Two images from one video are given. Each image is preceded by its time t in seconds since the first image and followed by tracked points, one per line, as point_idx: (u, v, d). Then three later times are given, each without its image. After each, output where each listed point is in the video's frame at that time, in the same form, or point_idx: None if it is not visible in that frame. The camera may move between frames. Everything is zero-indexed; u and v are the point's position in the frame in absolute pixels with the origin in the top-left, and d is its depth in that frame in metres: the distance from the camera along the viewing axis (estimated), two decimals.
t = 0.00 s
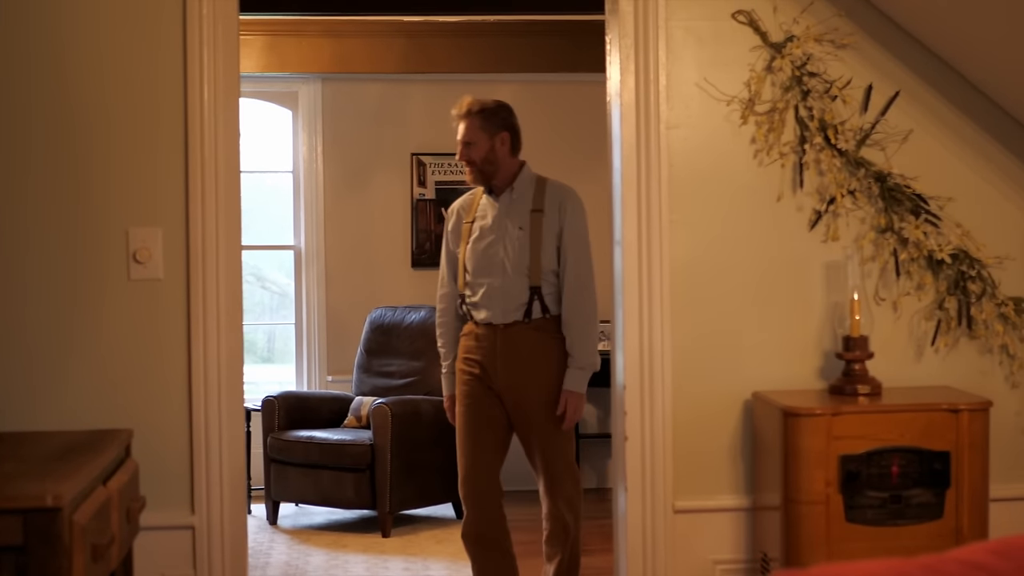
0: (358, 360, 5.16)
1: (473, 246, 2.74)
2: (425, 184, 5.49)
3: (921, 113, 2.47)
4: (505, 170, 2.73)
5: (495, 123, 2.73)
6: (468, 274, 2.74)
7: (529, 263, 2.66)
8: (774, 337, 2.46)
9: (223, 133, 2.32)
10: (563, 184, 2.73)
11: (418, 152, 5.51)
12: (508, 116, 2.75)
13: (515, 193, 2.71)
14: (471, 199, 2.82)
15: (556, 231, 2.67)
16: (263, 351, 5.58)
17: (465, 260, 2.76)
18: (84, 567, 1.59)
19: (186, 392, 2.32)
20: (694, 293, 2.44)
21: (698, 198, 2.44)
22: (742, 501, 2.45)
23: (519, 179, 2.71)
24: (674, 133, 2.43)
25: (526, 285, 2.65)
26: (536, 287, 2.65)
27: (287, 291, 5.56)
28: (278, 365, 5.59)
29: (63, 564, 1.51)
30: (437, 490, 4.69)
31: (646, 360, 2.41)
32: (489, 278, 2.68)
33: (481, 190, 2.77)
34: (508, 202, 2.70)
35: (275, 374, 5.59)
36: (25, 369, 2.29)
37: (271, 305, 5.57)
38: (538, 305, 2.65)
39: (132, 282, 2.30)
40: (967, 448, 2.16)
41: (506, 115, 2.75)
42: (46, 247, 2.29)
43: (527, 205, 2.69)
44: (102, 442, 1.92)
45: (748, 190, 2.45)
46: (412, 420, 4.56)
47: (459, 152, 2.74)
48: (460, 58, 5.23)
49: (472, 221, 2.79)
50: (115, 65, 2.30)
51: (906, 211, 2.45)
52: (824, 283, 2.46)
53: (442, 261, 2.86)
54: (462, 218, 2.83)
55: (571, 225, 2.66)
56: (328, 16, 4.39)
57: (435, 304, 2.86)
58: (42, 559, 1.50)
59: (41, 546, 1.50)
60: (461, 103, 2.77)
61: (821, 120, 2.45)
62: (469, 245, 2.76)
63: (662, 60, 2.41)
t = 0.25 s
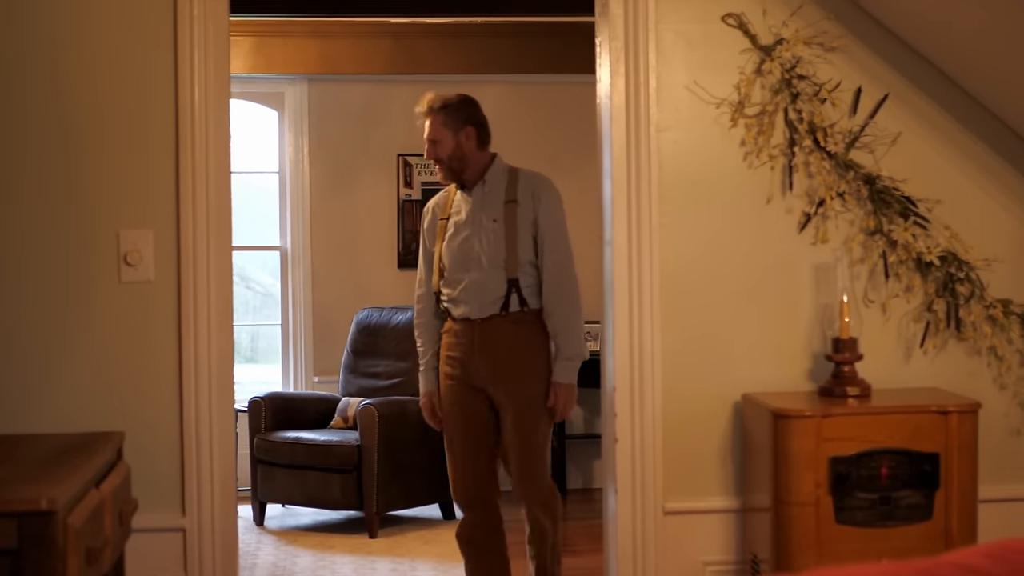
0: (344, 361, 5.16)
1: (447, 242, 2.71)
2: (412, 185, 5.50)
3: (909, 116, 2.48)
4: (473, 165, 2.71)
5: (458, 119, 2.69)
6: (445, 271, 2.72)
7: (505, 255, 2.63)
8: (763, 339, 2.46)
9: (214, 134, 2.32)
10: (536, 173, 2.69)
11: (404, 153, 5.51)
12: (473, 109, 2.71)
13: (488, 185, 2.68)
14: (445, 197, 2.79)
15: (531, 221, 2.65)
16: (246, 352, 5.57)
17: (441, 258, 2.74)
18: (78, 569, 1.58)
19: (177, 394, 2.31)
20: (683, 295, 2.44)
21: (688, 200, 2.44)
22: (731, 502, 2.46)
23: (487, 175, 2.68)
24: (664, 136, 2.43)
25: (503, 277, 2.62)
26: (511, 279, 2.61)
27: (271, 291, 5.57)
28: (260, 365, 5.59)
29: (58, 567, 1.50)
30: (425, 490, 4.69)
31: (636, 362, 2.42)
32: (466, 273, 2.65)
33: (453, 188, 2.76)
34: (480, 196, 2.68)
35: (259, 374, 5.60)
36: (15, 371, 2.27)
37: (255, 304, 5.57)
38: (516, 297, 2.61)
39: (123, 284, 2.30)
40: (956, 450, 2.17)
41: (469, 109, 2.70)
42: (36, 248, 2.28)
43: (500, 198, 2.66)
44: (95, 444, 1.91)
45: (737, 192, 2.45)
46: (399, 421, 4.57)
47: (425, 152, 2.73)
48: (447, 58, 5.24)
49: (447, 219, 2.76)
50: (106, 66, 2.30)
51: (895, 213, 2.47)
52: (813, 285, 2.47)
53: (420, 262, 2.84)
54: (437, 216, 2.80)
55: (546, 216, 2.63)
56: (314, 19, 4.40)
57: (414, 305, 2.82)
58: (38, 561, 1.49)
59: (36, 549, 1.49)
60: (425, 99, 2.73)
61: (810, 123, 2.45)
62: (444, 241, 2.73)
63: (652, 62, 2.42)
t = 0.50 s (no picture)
0: (318, 362, 5.16)
1: (417, 246, 2.71)
2: (385, 186, 5.51)
3: (884, 119, 2.50)
4: (436, 167, 2.67)
5: (416, 123, 2.65)
6: (416, 275, 2.72)
7: (462, 259, 2.58)
8: (739, 341, 2.47)
9: (192, 134, 2.30)
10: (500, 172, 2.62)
11: (378, 154, 5.52)
12: (431, 110, 2.66)
13: (451, 187, 2.64)
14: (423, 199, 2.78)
15: (490, 221, 2.58)
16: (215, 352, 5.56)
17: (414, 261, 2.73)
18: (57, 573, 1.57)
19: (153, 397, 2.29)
20: (659, 298, 2.45)
21: (665, 203, 2.45)
22: (708, 504, 2.46)
23: (452, 176, 2.65)
24: (641, 139, 2.44)
25: (463, 282, 2.58)
26: (472, 284, 2.58)
27: (240, 292, 5.56)
28: (229, 365, 5.58)
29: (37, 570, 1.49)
30: (398, 492, 4.69)
31: (614, 364, 2.41)
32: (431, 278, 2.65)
33: (423, 190, 2.74)
34: (444, 199, 2.65)
35: (229, 374, 5.59)
36: None
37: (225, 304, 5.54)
38: (477, 302, 2.57)
39: (100, 287, 2.27)
40: (931, 452, 2.18)
41: (427, 111, 2.65)
42: (12, 249, 2.25)
43: (461, 200, 2.62)
44: (73, 447, 1.89)
45: (714, 195, 2.46)
46: (372, 424, 4.53)
47: (392, 158, 2.72)
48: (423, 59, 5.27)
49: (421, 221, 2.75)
50: (82, 65, 2.27)
51: (870, 216, 2.48)
52: (788, 287, 2.48)
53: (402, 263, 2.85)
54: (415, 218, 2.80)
55: (505, 218, 2.57)
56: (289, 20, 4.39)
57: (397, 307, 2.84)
58: (16, 565, 1.48)
59: (15, 553, 1.47)
60: (387, 103, 2.71)
61: (785, 126, 2.46)
62: (416, 245, 2.73)
63: (629, 65, 2.42)
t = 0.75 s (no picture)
0: (298, 364, 5.18)
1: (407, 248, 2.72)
2: (364, 188, 5.53)
3: (866, 122, 2.51)
4: (419, 169, 2.65)
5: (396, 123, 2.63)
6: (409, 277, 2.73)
7: (432, 265, 2.56)
8: (722, 344, 2.47)
9: (176, 136, 2.28)
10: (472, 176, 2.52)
11: (357, 156, 5.56)
12: (410, 109, 2.62)
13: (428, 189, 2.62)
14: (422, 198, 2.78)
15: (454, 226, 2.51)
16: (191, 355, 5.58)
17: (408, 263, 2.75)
18: None
19: (137, 400, 2.27)
20: (642, 301, 2.45)
21: (648, 206, 2.45)
22: (691, 506, 2.46)
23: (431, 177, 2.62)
24: (624, 141, 2.44)
25: (434, 288, 2.56)
26: (442, 290, 2.56)
27: (217, 293, 5.58)
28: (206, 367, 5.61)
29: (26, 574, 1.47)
30: (378, 493, 4.70)
31: (597, 366, 2.41)
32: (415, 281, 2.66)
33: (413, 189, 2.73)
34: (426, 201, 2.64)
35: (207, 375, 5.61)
36: None
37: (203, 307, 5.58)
38: (449, 307, 2.56)
39: (84, 290, 2.25)
40: (913, 453, 2.19)
41: (407, 109, 2.62)
42: None
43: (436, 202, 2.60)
44: (58, 450, 1.88)
45: (696, 198, 2.46)
46: (354, 425, 4.57)
47: (379, 159, 2.72)
48: (403, 61, 5.49)
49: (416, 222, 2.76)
50: (65, 65, 2.25)
51: (852, 219, 2.49)
52: (771, 290, 2.49)
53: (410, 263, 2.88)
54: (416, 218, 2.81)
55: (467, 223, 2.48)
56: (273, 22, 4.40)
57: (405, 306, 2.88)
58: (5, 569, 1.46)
59: (3, 556, 1.46)
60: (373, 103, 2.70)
61: (768, 129, 2.47)
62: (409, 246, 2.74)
63: (612, 68, 2.42)
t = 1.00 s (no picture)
0: (285, 365, 5.19)
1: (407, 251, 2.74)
2: (351, 189, 5.56)
3: (854, 124, 2.52)
4: (410, 171, 2.65)
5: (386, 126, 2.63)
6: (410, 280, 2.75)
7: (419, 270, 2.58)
8: (711, 346, 2.48)
9: (167, 138, 2.28)
10: (455, 180, 2.51)
11: (344, 157, 5.58)
12: (399, 112, 2.62)
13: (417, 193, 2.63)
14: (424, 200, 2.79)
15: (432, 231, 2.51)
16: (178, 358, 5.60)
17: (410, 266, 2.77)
18: None
19: (128, 402, 2.27)
20: (631, 302, 2.45)
21: (638, 207, 2.46)
22: (681, 506, 2.47)
23: (419, 180, 2.62)
24: (614, 143, 2.44)
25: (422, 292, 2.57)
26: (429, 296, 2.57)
27: (201, 295, 5.60)
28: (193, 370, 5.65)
29: None
30: (365, 494, 4.70)
31: (587, 368, 2.41)
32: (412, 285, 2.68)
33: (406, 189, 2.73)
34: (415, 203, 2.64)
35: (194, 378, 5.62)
36: None
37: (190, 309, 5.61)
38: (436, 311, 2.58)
39: (75, 292, 2.25)
40: (902, 454, 2.20)
41: (396, 112, 2.62)
42: None
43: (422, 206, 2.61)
44: (50, 452, 1.86)
45: (686, 200, 2.47)
46: (341, 426, 4.56)
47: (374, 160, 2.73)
48: (388, 61, 5.52)
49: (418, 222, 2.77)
50: (54, 66, 2.25)
51: (841, 221, 2.50)
52: (760, 291, 2.50)
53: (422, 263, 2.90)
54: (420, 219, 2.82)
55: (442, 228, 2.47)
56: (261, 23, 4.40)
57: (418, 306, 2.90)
58: None
59: None
60: (366, 104, 2.70)
61: (757, 131, 2.47)
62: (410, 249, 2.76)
63: (602, 70, 2.42)
